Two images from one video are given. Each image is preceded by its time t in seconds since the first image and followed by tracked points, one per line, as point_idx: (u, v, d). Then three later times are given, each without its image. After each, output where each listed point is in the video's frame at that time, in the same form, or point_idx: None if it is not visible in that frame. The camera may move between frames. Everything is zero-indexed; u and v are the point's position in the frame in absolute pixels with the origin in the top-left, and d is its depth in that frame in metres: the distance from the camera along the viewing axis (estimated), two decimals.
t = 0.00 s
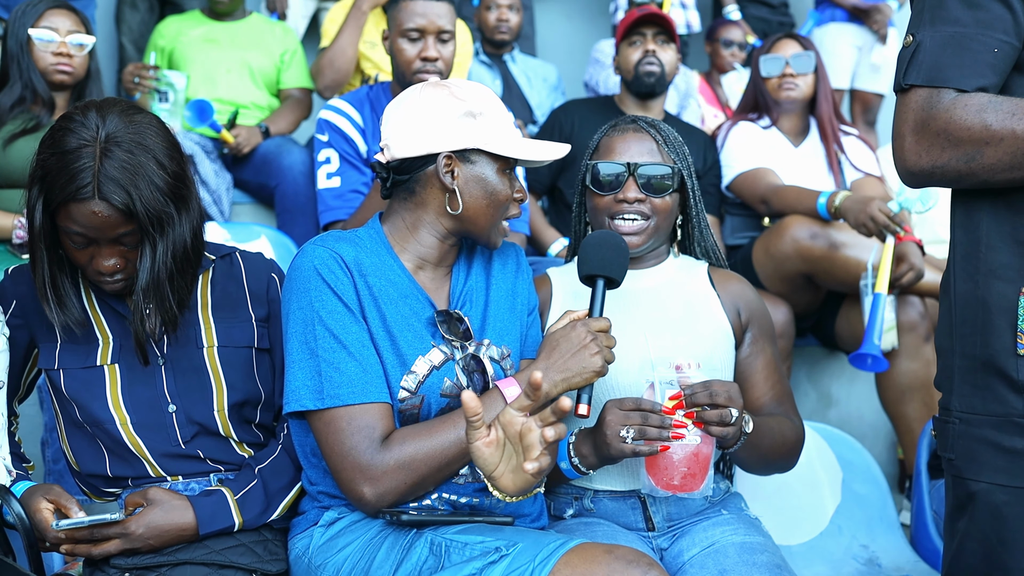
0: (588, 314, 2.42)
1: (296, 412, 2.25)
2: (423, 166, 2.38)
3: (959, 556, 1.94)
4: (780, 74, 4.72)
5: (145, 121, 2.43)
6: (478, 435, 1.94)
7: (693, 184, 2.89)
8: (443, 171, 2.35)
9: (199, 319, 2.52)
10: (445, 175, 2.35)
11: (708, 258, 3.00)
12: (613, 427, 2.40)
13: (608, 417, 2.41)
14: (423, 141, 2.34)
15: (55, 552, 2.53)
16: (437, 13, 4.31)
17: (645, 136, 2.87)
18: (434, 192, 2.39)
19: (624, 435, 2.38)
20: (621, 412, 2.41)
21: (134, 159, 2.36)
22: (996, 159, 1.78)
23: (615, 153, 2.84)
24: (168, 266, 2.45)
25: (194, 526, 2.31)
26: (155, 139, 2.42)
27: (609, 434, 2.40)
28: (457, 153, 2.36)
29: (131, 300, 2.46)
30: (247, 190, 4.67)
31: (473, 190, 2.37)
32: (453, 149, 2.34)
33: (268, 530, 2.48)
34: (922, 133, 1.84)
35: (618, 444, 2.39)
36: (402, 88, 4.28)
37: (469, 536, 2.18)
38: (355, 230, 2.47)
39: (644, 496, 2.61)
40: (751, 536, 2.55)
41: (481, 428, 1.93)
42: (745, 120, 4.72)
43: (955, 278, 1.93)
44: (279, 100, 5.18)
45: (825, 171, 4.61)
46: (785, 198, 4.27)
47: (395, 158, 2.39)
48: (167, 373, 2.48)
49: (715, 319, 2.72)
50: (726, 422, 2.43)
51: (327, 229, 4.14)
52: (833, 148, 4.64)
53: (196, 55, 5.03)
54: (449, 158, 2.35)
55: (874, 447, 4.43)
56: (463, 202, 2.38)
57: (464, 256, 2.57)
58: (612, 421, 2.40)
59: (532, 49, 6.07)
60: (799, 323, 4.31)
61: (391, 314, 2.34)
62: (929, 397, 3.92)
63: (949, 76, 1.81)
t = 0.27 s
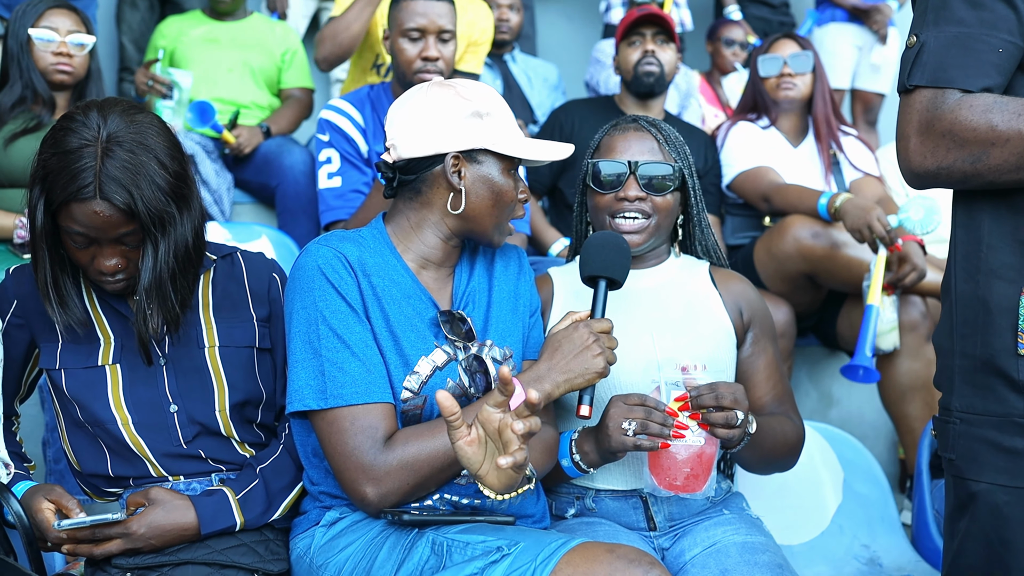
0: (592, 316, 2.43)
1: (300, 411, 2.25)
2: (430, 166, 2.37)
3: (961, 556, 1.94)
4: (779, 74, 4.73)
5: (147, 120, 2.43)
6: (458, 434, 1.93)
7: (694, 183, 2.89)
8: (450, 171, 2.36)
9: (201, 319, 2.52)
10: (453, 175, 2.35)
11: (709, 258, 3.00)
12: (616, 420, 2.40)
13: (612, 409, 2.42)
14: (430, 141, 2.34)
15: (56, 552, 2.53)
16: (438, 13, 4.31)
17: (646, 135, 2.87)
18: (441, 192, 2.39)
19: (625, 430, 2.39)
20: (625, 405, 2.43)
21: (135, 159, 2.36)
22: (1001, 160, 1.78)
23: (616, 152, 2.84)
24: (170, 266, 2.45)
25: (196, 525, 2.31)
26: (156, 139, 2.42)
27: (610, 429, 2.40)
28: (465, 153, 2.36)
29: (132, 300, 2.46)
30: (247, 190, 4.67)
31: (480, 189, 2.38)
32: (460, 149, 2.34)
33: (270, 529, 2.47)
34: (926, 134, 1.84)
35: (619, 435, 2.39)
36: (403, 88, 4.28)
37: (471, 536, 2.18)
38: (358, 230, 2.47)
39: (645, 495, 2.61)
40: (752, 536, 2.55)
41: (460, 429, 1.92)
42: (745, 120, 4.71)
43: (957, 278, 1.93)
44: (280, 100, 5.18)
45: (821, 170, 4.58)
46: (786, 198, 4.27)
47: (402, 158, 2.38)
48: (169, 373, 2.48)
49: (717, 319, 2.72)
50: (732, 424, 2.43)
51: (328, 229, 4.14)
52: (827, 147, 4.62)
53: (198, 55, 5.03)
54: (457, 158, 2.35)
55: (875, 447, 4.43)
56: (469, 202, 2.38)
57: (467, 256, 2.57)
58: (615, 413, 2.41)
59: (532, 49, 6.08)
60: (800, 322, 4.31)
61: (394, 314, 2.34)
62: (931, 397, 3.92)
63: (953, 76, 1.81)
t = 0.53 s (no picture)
0: (594, 317, 2.43)
1: (302, 412, 2.26)
2: (433, 165, 2.38)
3: (962, 556, 1.94)
4: (779, 74, 4.72)
5: (146, 121, 2.44)
6: (448, 447, 1.88)
7: (694, 183, 2.90)
8: (452, 170, 2.36)
9: (201, 319, 2.52)
10: (455, 174, 2.36)
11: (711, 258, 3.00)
12: (613, 418, 2.40)
13: (610, 410, 2.42)
14: (433, 141, 2.34)
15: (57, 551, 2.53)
16: (438, 13, 4.31)
17: (648, 135, 2.87)
18: (444, 191, 2.39)
19: (624, 429, 2.39)
20: (622, 404, 2.42)
21: (134, 159, 2.36)
22: (1000, 163, 1.78)
23: (617, 151, 2.85)
24: (170, 266, 2.45)
25: (198, 525, 2.32)
26: (155, 140, 2.42)
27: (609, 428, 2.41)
28: (467, 152, 2.36)
29: (132, 300, 2.46)
30: (248, 190, 4.67)
31: (482, 189, 2.38)
32: (463, 147, 2.34)
33: (272, 529, 2.48)
34: (926, 138, 1.85)
35: (618, 434, 2.40)
36: (403, 88, 4.28)
37: (472, 536, 2.18)
38: (361, 230, 2.47)
39: (646, 495, 2.62)
40: (753, 535, 2.55)
41: (451, 441, 1.86)
42: (745, 120, 4.71)
43: (958, 279, 1.93)
44: (280, 100, 5.18)
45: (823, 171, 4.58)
46: (787, 198, 4.28)
47: (404, 156, 2.39)
48: (169, 373, 2.48)
49: (719, 319, 2.72)
50: (730, 422, 2.43)
51: (330, 230, 4.14)
52: (829, 148, 4.62)
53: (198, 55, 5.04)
54: (459, 156, 2.35)
55: (875, 447, 4.44)
56: (472, 201, 2.38)
57: (469, 256, 2.57)
58: (614, 412, 2.41)
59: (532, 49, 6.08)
60: (800, 322, 4.32)
61: (397, 315, 2.34)
62: (931, 396, 3.92)
63: (952, 80, 1.82)
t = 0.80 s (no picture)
0: (594, 317, 2.44)
1: (301, 413, 2.26)
2: (429, 166, 2.38)
3: (962, 556, 1.94)
4: (779, 74, 4.73)
5: (146, 121, 2.44)
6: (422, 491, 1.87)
7: (695, 183, 2.90)
8: (449, 171, 2.36)
9: (202, 319, 2.53)
10: (451, 176, 2.36)
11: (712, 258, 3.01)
12: (616, 425, 2.40)
13: (610, 415, 2.41)
14: (431, 141, 2.35)
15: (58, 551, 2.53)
16: (438, 14, 4.32)
17: (648, 135, 2.88)
18: (439, 193, 2.40)
19: (626, 435, 2.39)
20: (624, 410, 2.42)
21: (135, 160, 2.37)
22: (998, 165, 1.78)
23: (618, 151, 2.85)
24: (171, 266, 2.45)
25: (199, 525, 2.32)
26: (155, 140, 2.42)
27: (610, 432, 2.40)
28: (464, 154, 2.36)
29: (133, 300, 2.46)
30: (248, 190, 4.68)
31: (479, 191, 2.38)
32: (459, 149, 2.35)
33: (272, 529, 2.48)
34: (924, 141, 1.86)
35: (620, 441, 2.39)
36: (403, 88, 4.29)
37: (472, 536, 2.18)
38: (358, 232, 2.47)
39: (646, 495, 2.62)
40: (753, 535, 2.56)
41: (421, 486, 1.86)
42: (745, 121, 4.72)
43: (958, 279, 1.93)
44: (280, 100, 5.18)
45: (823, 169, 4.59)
46: (786, 198, 4.28)
47: (401, 157, 2.39)
48: (170, 373, 2.48)
49: (719, 319, 2.73)
50: (729, 417, 2.43)
51: (331, 229, 4.14)
52: (829, 149, 4.62)
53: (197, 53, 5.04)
54: (456, 158, 2.35)
55: (875, 447, 4.44)
56: (468, 203, 2.39)
57: (466, 257, 2.57)
58: (614, 417, 2.40)
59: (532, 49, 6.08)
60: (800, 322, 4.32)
61: (394, 316, 2.35)
62: (931, 396, 3.93)
63: (949, 84, 1.83)
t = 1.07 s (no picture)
0: (593, 315, 2.44)
1: (300, 414, 2.26)
2: (426, 166, 2.38)
3: (962, 555, 1.94)
4: (779, 74, 4.72)
5: (147, 121, 2.44)
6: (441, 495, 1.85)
7: (695, 183, 2.90)
8: (446, 170, 2.36)
9: (202, 319, 2.53)
10: (448, 174, 2.36)
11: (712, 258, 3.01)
12: (615, 422, 2.40)
13: (610, 412, 2.41)
14: (429, 140, 2.35)
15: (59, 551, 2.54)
16: (438, 14, 4.32)
17: (648, 136, 2.88)
18: (438, 191, 2.40)
19: (625, 433, 2.39)
20: (622, 407, 2.42)
21: (136, 160, 2.37)
22: (993, 165, 1.79)
23: (619, 152, 2.85)
24: (171, 266, 2.46)
25: (199, 524, 2.32)
26: (156, 140, 2.42)
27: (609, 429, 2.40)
28: (460, 150, 2.36)
29: (134, 300, 2.46)
30: (248, 190, 4.68)
31: (477, 187, 2.38)
32: (456, 146, 2.35)
33: (272, 529, 2.48)
34: (920, 141, 1.86)
35: (619, 438, 2.39)
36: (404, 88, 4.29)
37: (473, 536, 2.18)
38: (356, 233, 2.47)
39: (646, 495, 2.62)
40: (753, 535, 2.56)
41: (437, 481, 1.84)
42: (745, 120, 4.72)
43: (957, 279, 1.94)
44: (280, 100, 5.19)
45: (823, 170, 4.59)
46: (786, 198, 4.28)
47: (397, 158, 2.40)
48: (170, 373, 2.49)
49: (719, 319, 2.73)
50: (730, 419, 2.43)
51: (331, 229, 4.15)
52: (829, 149, 4.63)
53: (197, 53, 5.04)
54: (453, 155, 2.35)
55: (875, 446, 4.44)
56: (466, 200, 2.39)
57: (465, 257, 2.58)
58: (614, 415, 2.40)
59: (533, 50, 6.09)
60: (800, 322, 4.32)
61: (393, 316, 2.35)
62: (931, 396, 3.93)
63: (945, 84, 1.83)
